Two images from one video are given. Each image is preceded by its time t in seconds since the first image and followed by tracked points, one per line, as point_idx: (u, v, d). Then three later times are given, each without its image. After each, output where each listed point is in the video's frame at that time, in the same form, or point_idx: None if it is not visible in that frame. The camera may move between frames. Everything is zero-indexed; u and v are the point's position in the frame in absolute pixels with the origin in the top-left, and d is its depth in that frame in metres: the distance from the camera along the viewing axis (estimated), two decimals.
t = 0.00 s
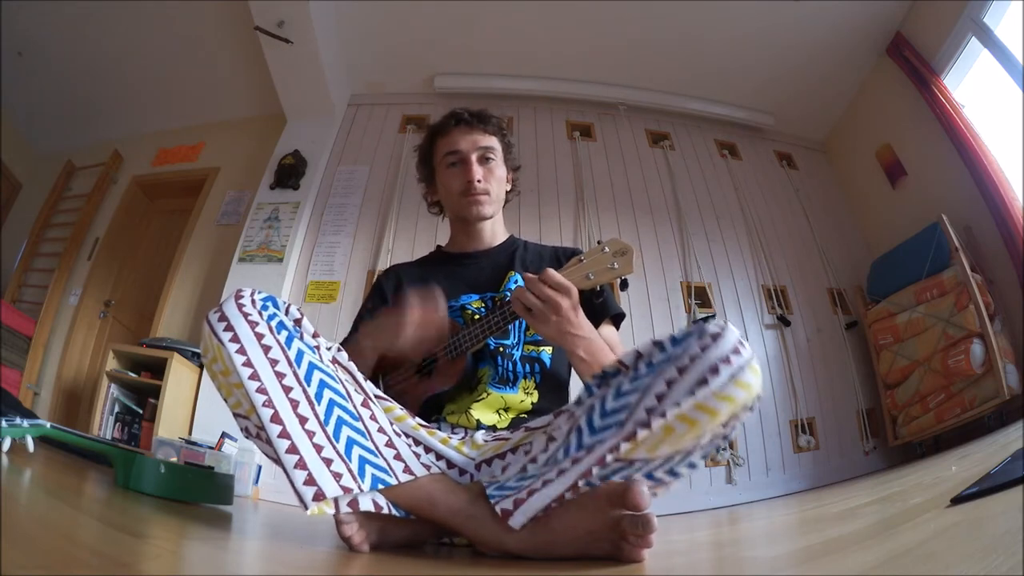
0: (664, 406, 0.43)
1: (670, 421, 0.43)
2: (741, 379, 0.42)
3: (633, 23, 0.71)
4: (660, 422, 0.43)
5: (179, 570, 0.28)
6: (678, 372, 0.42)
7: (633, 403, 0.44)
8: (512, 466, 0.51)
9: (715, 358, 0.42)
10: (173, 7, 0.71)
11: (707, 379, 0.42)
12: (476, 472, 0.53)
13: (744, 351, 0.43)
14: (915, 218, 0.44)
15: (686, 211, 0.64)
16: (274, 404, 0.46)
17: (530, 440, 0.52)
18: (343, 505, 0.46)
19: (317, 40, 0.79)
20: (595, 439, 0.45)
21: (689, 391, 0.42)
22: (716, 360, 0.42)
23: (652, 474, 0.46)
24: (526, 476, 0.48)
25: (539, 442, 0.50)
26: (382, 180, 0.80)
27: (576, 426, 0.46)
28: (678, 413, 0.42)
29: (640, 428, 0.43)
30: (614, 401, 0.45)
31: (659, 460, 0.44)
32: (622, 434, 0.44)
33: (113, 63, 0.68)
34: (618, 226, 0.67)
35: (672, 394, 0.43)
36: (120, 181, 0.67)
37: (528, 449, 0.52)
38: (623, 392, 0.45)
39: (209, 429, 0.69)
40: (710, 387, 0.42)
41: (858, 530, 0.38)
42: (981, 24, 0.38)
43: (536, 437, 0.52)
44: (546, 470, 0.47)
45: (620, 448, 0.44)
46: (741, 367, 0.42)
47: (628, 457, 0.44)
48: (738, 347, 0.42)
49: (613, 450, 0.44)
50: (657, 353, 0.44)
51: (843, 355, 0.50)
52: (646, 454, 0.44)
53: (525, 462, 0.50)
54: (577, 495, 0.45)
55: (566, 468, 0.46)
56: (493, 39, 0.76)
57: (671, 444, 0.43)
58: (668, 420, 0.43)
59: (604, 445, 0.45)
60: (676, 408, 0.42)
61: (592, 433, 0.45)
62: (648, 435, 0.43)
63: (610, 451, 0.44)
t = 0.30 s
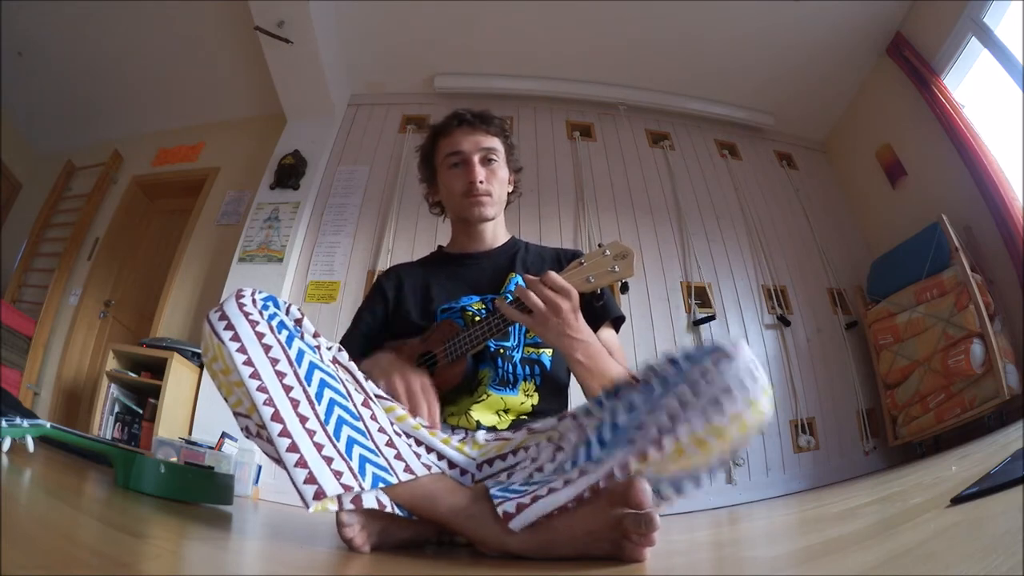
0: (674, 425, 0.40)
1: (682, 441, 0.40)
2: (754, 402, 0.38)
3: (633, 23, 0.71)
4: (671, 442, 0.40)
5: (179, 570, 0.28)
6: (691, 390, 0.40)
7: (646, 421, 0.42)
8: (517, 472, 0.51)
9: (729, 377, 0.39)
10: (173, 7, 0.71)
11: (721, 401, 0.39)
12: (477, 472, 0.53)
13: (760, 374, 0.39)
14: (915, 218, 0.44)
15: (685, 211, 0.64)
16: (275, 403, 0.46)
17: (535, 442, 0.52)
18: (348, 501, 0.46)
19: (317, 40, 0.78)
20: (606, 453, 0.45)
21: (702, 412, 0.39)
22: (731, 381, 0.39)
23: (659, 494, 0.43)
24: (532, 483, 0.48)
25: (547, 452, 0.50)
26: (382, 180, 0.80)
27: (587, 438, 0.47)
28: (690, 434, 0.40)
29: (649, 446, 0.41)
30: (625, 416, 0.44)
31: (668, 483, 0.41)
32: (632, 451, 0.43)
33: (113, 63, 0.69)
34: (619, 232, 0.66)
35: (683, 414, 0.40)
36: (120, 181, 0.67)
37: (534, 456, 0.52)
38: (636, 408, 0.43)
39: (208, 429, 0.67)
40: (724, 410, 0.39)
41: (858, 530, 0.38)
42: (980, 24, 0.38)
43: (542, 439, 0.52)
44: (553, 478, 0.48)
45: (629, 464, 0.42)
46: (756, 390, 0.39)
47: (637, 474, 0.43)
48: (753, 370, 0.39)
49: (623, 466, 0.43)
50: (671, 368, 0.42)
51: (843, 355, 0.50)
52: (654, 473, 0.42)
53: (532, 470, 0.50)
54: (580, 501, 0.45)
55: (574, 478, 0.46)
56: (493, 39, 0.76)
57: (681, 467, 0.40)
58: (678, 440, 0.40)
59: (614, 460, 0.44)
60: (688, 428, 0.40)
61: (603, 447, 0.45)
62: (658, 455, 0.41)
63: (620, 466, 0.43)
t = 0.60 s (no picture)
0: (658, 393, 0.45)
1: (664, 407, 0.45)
2: (732, 365, 0.44)
3: (633, 23, 0.71)
4: (654, 408, 0.45)
5: (179, 570, 0.28)
6: (670, 359, 0.45)
7: (628, 393, 0.46)
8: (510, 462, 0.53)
9: (706, 345, 0.44)
10: (173, 7, 0.70)
11: (699, 365, 0.44)
12: (476, 471, 0.53)
13: (736, 339, 0.45)
14: (915, 218, 0.44)
15: (685, 211, 0.64)
16: (275, 403, 0.46)
17: (530, 436, 0.53)
18: (342, 508, 0.46)
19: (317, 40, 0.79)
20: (592, 429, 0.47)
21: (681, 377, 0.44)
22: (707, 347, 0.44)
23: (648, 461, 0.48)
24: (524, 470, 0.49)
25: (539, 437, 0.52)
26: (382, 180, 0.80)
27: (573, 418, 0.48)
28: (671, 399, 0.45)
29: (634, 416, 0.45)
30: (609, 390, 0.47)
31: (655, 445, 0.47)
32: (619, 424, 0.46)
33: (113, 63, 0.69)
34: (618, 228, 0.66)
35: (666, 382, 0.45)
36: (120, 181, 0.67)
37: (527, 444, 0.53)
38: (618, 382, 0.47)
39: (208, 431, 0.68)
40: (702, 374, 0.44)
41: (858, 530, 0.38)
42: (980, 24, 0.38)
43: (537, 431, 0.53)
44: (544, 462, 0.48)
45: (615, 436, 0.46)
46: (733, 354, 0.44)
47: (625, 445, 0.47)
48: (729, 334, 0.45)
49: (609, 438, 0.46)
50: (649, 343, 0.47)
51: (843, 355, 0.50)
52: (642, 441, 0.47)
53: (525, 457, 0.52)
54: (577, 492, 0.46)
55: (564, 460, 0.47)
56: (493, 39, 0.76)
57: (665, 431, 0.47)
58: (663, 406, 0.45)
59: (600, 435, 0.47)
60: (669, 395, 0.45)
61: (588, 425, 0.47)
62: (644, 422, 0.46)
63: (606, 439, 0.46)
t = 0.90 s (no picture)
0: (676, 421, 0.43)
1: (680, 436, 0.43)
2: (752, 398, 0.41)
3: (633, 23, 0.71)
4: (670, 437, 0.43)
5: (179, 569, 0.28)
6: (689, 388, 0.43)
7: (644, 418, 0.45)
8: (516, 471, 0.51)
9: (727, 376, 0.41)
10: (173, 7, 0.70)
11: (718, 398, 0.41)
12: (477, 472, 0.53)
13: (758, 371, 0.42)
14: (915, 218, 0.44)
15: (685, 211, 0.64)
16: (276, 401, 0.46)
17: (535, 443, 0.54)
18: (348, 501, 0.46)
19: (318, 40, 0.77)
20: (603, 450, 0.46)
21: (700, 408, 0.42)
22: (729, 378, 0.41)
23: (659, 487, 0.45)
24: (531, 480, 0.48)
25: (547, 450, 0.51)
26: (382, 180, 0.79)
27: (585, 435, 0.48)
28: (689, 429, 0.43)
29: (648, 441, 0.44)
30: (625, 413, 0.46)
31: (667, 476, 0.44)
32: (632, 448, 0.45)
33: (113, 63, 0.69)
34: (618, 227, 0.67)
35: (683, 410, 0.43)
36: (120, 181, 0.67)
37: (534, 454, 0.53)
38: (634, 406, 0.46)
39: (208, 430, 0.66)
40: (721, 406, 0.41)
41: (858, 530, 0.38)
42: (980, 24, 0.38)
43: (541, 439, 0.54)
44: (551, 477, 0.48)
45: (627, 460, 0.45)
46: (754, 386, 0.41)
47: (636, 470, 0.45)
48: (751, 365, 0.41)
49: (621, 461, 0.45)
50: (669, 366, 0.45)
51: (843, 355, 0.50)
52: (655, 467, 0.44)
53: (531, 468, 0.51)
54: (580, 501, 0.45)
55: (572, 477, 0.46)
56: (493, 39, 0.76)
57: (681, 459, 0.43)
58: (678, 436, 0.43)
59: (612, 457, 0.46)
60: (687, 425, 0.43)
61: (600, 444, 0.46)
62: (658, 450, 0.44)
63: (619, 462, 0.46)
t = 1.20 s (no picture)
0: (678, 429, 0.41)
1: (684, 445, 0.41)
2: (757, 407, 0.39)
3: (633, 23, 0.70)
4: (674, 445, 0.41)
5: (179, 569, 0.28)
6: (693, 395, 0.40)
7: (648, 424, 0.42)
8: (518, 472, 0.52)
9: (732, 383, 0.39)
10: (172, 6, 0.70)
11: (723, 405, 0.39)
12: (477, 472, 0.53)
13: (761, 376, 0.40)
14: (915, 218, 0.44)
15: (685, 211, 0.64)
16: (275, 403, 0.46)
17: (535, 443, 0.53)
18: (348, 501, 0.46)
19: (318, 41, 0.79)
20: (607, 455, 0.45)
21: (704, 417, 0.40)
22: (732, 385, 0.39)
23: (660, 491, 0.45)
24: (531, 482, 0.49)
25: (548, 452, 0.51)
26: (382, 181, 0.81)
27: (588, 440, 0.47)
28: (693, 438, 0.40)
29: (652, 448, 0.42)
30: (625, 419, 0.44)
31: (669, 481, 0.43)
32: (634, 454, 0.43)
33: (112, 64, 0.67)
34: (620, 235, 0.67)
35: (686, 418, 0.40)
36: (120, 181, 0.66)
37: (534, 455, 0.53)
38: (637, 412, 0.43)
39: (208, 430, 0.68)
40: (727, 415, 0.39)
41: (859, 530, 0.38)
42: (980, 24, 0.38)
43: (542, 441, 0.53)
44: (553, 479, 0.48)
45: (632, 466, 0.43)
46: (757, 393, 0.39)
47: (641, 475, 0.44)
48: (754, 372, 0.40)
49: (625, 466, 0.44)
50: (674, 372, 0.42)
51: (843, 355, 0.50)
52: (657, 474, 0.43)
53: (533, 470, 0.51)
54: (580, 502, 0.46)
55: (575, 479, 0.46)
56: (493, 38, 0.76)
57: (683, 469, 0.41)
58: (681, 445, 0.41)
59: (615, 461, 0.44)
60: (691, 433, 0.40)
61: (604, 449, 0.45)
62: (661, 458, 0.42)
63: (622, 467, 0.45)
